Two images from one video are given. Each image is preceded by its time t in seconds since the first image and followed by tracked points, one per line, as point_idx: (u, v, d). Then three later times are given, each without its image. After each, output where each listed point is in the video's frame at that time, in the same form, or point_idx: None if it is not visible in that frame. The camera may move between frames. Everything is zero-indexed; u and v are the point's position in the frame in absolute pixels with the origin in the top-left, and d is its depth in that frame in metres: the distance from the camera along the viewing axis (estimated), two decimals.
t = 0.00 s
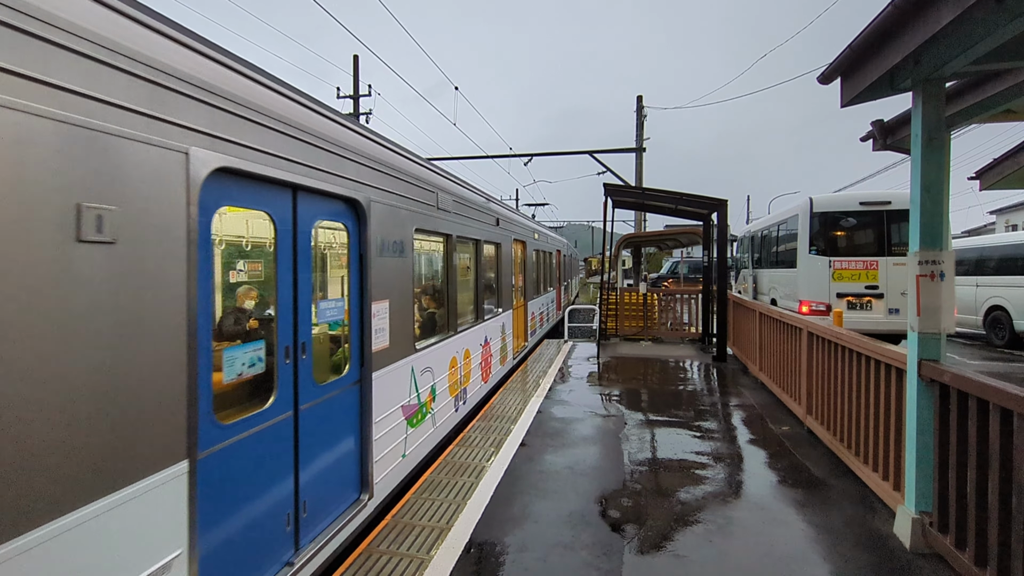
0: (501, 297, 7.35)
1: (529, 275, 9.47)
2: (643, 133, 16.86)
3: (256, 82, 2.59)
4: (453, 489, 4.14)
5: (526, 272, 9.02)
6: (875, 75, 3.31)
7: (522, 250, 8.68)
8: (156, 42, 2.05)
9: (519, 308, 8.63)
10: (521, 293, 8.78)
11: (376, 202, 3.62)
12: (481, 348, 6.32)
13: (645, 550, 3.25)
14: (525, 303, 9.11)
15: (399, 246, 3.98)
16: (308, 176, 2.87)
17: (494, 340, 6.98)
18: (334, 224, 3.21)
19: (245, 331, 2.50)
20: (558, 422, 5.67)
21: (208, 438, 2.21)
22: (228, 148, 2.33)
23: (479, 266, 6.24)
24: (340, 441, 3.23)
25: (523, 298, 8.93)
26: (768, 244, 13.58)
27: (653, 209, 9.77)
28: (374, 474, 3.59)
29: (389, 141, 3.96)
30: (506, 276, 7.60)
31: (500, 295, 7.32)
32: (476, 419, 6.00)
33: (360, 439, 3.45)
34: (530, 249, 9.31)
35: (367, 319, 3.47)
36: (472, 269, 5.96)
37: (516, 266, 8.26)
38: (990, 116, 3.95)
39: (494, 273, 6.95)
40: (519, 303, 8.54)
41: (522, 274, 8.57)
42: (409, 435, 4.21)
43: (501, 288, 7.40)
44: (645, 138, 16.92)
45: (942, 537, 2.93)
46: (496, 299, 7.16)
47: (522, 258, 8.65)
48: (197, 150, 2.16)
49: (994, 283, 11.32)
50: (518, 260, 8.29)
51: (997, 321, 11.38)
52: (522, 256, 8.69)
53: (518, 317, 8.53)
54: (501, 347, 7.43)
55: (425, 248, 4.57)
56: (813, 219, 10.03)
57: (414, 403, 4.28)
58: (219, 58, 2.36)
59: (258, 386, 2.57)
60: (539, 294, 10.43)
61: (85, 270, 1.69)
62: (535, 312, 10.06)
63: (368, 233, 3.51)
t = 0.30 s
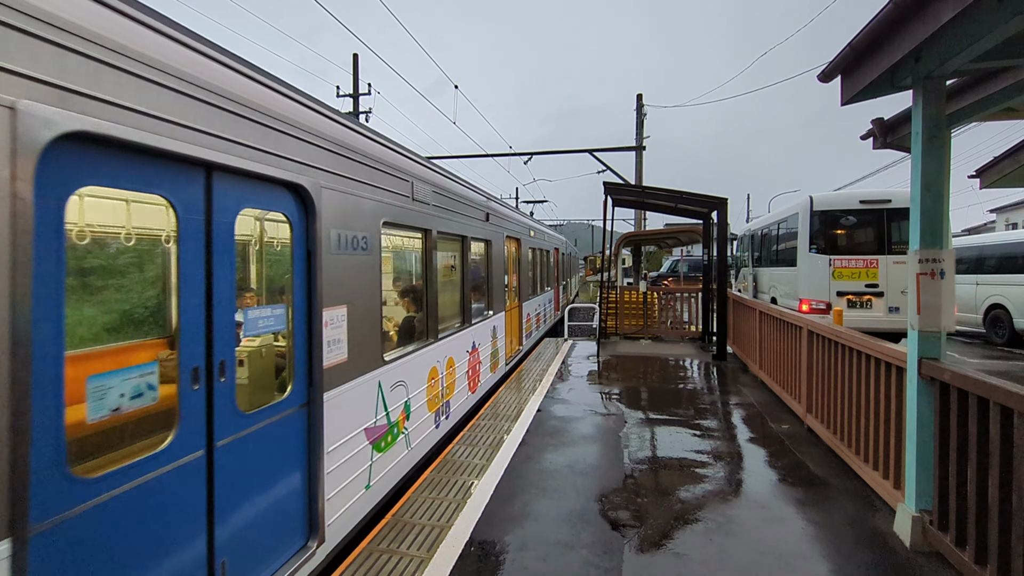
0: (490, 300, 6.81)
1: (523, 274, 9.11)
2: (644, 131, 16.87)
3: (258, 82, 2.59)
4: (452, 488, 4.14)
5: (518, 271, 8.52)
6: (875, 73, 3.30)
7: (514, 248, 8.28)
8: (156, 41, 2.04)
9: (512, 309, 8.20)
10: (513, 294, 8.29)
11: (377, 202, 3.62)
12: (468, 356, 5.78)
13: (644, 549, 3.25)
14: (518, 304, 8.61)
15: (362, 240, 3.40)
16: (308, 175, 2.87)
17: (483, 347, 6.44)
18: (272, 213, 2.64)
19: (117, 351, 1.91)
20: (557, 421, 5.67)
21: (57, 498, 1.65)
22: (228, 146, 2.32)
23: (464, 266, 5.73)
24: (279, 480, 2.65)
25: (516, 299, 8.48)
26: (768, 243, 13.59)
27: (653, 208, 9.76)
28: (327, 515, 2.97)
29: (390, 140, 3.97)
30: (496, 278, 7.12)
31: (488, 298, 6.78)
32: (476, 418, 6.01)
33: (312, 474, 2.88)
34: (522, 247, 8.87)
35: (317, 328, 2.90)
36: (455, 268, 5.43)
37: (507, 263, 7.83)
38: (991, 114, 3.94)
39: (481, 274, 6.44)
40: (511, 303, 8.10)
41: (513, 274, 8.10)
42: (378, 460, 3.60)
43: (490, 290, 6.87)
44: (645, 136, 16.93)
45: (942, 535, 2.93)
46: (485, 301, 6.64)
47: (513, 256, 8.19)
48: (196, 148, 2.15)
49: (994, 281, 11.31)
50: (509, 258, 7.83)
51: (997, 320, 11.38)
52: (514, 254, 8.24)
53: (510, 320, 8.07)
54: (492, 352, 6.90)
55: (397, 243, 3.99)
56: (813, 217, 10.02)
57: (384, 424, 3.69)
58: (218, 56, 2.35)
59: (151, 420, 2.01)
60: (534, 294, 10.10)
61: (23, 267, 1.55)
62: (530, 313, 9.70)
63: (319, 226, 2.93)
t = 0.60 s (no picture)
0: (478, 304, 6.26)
1: (517, 274, 8.66)
2: (643, 131, 16.86)
3: (260, 82, 2.60)
4: (453, 488, 4.14)
5: (510, 269, 8.00)
6: (876, 72, 3.30)
7: (507, 246, 7.80)
8: (156, 41, 2.04)
9: (504, 312, 7.70)
10: (506, 294, 7.79)
11: (378, 203, 3.62)
12: (452, 365, 5.23)
13: (645, 548, 3.25)
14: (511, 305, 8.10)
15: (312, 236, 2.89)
16: (308, 176, 2.87)
17: (470, 355, 5.89)
18: (179, 202, 2.13)
19: None
20: (558, 420, 5.67)
21: None
22: (228, 147, 2.32)
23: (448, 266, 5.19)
24: (186, 539, 2.11)
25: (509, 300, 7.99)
26: (768, 243, 13.59)
27: (653, 207, 9.75)
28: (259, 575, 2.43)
29: (390, 140, 3.98)
30: (486, 279, 6.59)
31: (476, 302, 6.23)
32: (476, 418, 6.01)
33: (239, 524, 2.36)
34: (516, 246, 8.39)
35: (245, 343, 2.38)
36: (436, 269, 4.87)
37: (499, 261, 7.32)
38: (991, 113, 3.93)
39: (468, 275, 5.91)
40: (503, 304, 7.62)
41: (505, 273, 7.61)
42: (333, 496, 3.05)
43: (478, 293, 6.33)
44: (644, 136, 16.93)
45: (942, 534, 2.93)
46: (472, 304, 6.09)
47: (505, 255, 7.66)
48: (196, 148, 2.15)
49: (994, 281, 11.32)
50: (500, 256, 7.31)
51: (997, 319, 11.38)
52: (505, 253, 7.73)
53: (502, 322, 7.59)
54: (482, 360, 6.36)
55: (355, 240, 3.38)
56: (813, 216, 10.01)
57: (342, 453, 3.13)
58: (218, 56, 2.35)
59: None
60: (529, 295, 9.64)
61: None
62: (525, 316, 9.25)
63: (246, 216, 2.40)
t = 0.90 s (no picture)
0: (462, 306, 5.78)
1: (509, 275, 8.18)
2: (644, 131, 16.86)
3: (261, 82, 2.60)
4: (453, 487, 4.14)
5: (500, 271, 7.52)
6: (877, 72, 3.30)
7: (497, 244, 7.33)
8: (157, 41, 2.04)
9: (495, 315, 7.26)
10: (497, 296, 7.34)
11: (378, 202, 3.64)
12: (435, 377, 4.76)
13: (645, 547, 3.25)
14: (502, 308, 7.63)
15: (249, 233, 2.42)
16: (308, 175, 2.86)
17: (456, 364, 5.42)
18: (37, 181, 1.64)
19: None
20: (558, 420, 5.67)
21: None
22: (227, 146, 2.31)
23: (429, 267, 4.74)
24: None
25: (500, 302, 7.54)
26: (768, 243, 13.60)
27: (653, 206, 9.74)
28: None
29: (390, 139, 3.98)
30: (474, 280, 6.12)
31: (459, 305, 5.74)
32: (475, 418, 6.00)
33: None
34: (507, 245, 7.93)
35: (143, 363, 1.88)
36: (415, 270, 4.42)
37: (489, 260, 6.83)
38: (992, 113, 3.93)
39: (452, 277, 5.44)
40: (494, 306, 7.17)
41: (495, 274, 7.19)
42: (279, 540, 2.57)
43: (464, 295, 5.85)
44: (644, 136, 16.93)
45: (942, 533, 2.94)
46: (457, 307, 5.64)
47: (496, 255, 7.21)
48: (194, 147, 2.14)
49: (994, 280, 11.31)
50: (490, 255, 6.83)
51: (997, 319, 11.38)
52: (496, 251, 7.27)
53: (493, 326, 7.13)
54: (470, 369, 5.94)
55: (333, 238, 3.18)
56: (813, 216, 10.01)
57: (292, 489, 2.66)
58: (220, 57, 2.35)
59: None
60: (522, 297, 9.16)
61: None
62: (518, 319, 8.81)
63: (146, 205, 1.91)
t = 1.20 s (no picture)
0: (445, 311, 5.22)
1: (503, 276, 7.68)
2: (644, 130, 16.88)
3: (261, 82, 2.60)
4: (454, 488, 4.14)
5: (492, 272, 7.01)
6: (878, 71, 3.29)
7: (489, 243, 6.82)
8: (156, 41, 2.04)
9: (487, 320, 6.77)
10: (489, 299, 6.84)
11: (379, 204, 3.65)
12: (413, 392, 4.24)
13: (646, 547, 3.25)
14: (495, 312, 7.13)
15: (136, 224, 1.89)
16: (308, 176, 2.86)
17: (439, 376, 4.89)
18: None
19: None
20: (559, 420, 5.67)
21: None
22: (226, 145, 2.31)
23: (406, 268, 4.22)
24: None
25: (493, 305, 7.04)
26: (768, 243, 13.60)
27: (653, 206, 9.73)
28: None
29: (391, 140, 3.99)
30: (461, 283, 5.58)
31: (443, 310, 5.19)
32: (475, 418, 6.00)
33: None
34: (501, 244, 7.41)
35: None
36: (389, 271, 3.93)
37: (479, 259, 6.33)
38: (992, 113, 3.93)
39: (435, 279, 4.92)
40: (487, 310, 6.69)
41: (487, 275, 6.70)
42: None
43: (448, 299, 5.30)
44: (644, 137, 16.91)
45: (943, 533, 2.94)
46: (441, 312, 5.12)
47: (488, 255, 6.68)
48: (191, 147, 2.13)
49: (994, 281, 11.31)
50: (480, 256, 6.31)
51: (997, 319, 11.38)
52: (487, 251, 6.76)
53: (484, 332, 6.62)
54: (457, 379, 5.44)
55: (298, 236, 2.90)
56: (813, 216, 10.01)
57: (211, 550, 2.15)
58: (219, 56, 2.35)
59: None
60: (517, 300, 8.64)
61: None
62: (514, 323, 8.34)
63: None
